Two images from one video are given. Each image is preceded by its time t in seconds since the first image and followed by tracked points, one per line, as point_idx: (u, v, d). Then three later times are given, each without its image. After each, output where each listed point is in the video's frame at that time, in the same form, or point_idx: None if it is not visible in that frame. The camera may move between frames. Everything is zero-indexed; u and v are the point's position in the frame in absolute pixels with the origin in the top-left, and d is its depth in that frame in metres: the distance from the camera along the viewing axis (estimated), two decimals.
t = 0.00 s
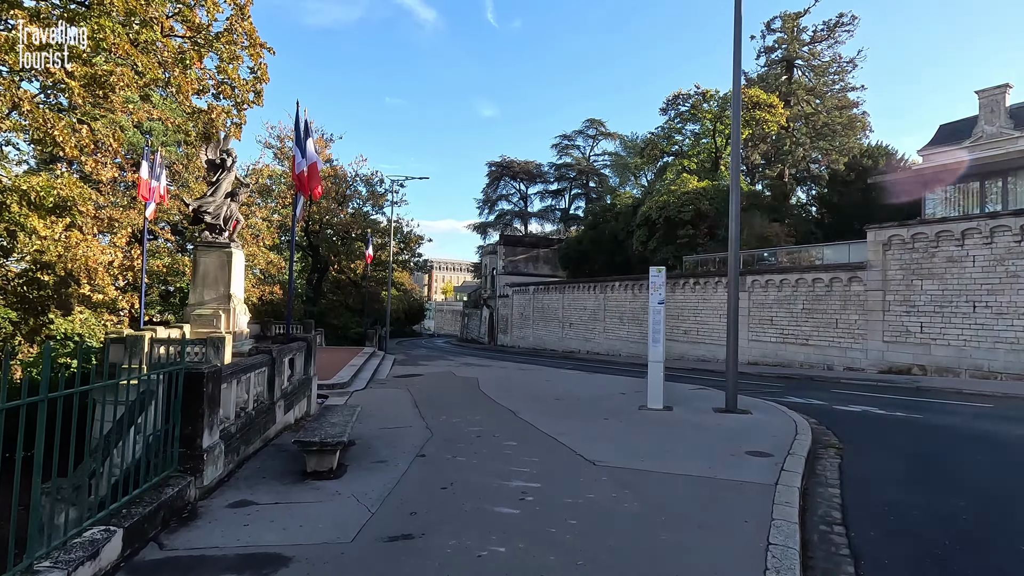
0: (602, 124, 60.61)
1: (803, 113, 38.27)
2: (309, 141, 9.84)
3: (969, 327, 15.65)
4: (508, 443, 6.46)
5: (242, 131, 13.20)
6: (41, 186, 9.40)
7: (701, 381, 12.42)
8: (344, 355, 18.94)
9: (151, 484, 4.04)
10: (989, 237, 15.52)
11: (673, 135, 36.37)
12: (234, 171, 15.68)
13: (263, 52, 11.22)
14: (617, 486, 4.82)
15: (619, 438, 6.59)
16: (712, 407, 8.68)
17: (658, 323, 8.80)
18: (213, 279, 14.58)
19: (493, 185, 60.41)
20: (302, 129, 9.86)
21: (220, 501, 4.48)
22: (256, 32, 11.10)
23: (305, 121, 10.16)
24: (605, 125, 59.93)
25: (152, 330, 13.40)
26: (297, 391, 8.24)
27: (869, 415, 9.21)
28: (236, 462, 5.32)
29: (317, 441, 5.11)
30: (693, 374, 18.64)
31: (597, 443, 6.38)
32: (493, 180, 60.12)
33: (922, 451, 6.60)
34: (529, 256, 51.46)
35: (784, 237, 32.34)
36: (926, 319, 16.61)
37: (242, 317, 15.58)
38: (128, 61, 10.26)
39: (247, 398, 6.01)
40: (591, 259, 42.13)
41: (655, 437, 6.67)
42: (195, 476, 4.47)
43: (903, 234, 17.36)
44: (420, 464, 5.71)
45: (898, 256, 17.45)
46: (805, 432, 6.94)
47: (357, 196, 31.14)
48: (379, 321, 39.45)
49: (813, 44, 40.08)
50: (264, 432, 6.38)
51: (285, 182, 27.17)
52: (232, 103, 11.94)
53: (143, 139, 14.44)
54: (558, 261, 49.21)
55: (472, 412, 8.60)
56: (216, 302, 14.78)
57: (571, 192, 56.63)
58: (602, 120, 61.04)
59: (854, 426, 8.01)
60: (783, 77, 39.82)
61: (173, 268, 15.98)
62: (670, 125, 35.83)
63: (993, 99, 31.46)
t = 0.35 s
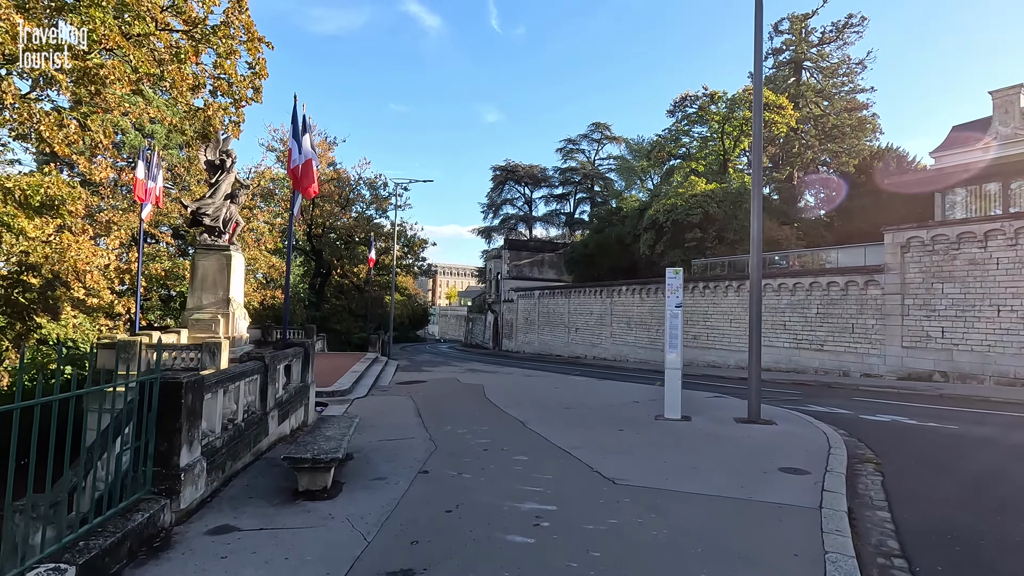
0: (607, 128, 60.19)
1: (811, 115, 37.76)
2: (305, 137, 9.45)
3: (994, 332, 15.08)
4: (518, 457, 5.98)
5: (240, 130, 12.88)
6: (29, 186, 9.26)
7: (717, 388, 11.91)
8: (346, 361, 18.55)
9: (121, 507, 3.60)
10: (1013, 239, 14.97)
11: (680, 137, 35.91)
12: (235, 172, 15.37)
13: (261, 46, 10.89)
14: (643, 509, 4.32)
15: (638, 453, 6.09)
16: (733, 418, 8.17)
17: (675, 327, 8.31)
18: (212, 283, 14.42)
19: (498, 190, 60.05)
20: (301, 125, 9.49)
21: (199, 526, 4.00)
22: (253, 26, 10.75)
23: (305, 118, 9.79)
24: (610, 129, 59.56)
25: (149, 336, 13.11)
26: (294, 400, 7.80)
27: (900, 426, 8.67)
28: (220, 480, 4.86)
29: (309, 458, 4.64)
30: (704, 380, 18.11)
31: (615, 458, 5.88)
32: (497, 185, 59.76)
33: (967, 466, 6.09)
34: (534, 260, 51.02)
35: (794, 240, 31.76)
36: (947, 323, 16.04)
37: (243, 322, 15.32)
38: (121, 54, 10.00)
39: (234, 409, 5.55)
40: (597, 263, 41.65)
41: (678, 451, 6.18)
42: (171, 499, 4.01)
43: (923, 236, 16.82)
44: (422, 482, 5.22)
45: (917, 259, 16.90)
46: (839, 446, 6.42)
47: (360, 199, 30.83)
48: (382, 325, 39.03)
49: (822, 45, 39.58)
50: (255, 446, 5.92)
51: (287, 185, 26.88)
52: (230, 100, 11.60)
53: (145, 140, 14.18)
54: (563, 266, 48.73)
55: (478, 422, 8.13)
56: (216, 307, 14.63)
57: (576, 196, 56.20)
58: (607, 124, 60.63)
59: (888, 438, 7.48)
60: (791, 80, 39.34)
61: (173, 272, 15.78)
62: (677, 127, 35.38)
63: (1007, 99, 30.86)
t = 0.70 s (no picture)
0: (610, 133, 59.92)
1: (817, 119, 37.36)
2: (299, 135, 8.99)
3: (1014, 339, 14.55)
4: (526, 476, 5.49)
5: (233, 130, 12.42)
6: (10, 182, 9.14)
7: (730, 398, 11.41)
8: (345, 368, 18.15)
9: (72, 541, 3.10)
10: None
11: (684, 141, 35.57)
12: (230, 174, 15.05)
13: (254, 41, 10.47)
14: (669, 540, 3.83)
15: (655, 472, 5.59)
16: (752, 431, 7.69)
17: (689, 334, 7.82)
18: (206, 287, 14.25)
19: (500, 195, 59.72)
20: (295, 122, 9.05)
21: (164, 562, 3.53)
22: (247, 19, 10.29)
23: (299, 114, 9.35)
24: (613, 134, 59.23)
25: (143, 342, 12.93)
26: (285, 412, 7.33)
27: (930, 439, 8.15)
28: (196, 504, 4.39)
29: (293, 481, 4.16)
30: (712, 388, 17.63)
31: (631, 478, 5.39)
32: (499, 190, 59.44)
33: (1015, 485, 5.58)
34: (536, 266, 50.60)
35: (800, 245, 31.26)
36: (965, 330, 15.52)
37: (238, 328, 15.03)
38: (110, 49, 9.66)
39: (214, 424, 5.05)
40: (600, 268, 41.17)
41: (698, 469, 5.67)
42: (134, 530, 3.53)
43: (938, 240, 16.33)
44: (421, 505, 4.74)
45: (932, 263, 16.41)
46: (873, 463, 5.92)
47: (361, 204, 30.49)
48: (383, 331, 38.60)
49: (826, 49, 39.23)
50: (237, 463, 5.43)
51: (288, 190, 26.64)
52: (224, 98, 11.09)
53: (142, 143, 14.07)
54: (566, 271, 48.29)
55: (481, 435, 7.63)
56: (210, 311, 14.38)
57: (578, 202, 55.83)
58: (609, 129, 60.34)
59: (921, 454, 6.96)
60: (796, 83, 38.95)
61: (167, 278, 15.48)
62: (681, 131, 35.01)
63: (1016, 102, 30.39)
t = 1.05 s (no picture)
0: (605, 134, 59.59)
1: (813, 121, 37.15)
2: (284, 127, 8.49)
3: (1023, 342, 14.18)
4: (527, 494, 5.00)
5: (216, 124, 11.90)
6: None
7: (736, 403, 10.96)
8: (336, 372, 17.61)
9: None
10: None
11: (681, 142, 35.28)
12: (216, 170, 14.48)
13: (237, 29, 9.95)
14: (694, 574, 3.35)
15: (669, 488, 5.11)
16: (765, 441, 7.23)
17: (699, 337, 7.37)
18: (190, 289, 13.62)
19: (495, 197, 59.27)
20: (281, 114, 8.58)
21: None
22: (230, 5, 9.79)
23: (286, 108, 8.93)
24: (608, 136, 58.86)
25: (122, 345, 12.38)
26: (265, 422, 6.80)
27: (952, 448, 7.71)
28: (155, 531, 3.87)
29: (264, 507, 3.64)
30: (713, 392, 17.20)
31: (643, 497, 4.91)
32: (494, 192, 58.98)
33: None
34: (531, 268, 50.14)
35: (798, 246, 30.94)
36: (972, 332, 15.16)
37: (225, 331, 14.50)
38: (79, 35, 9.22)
39: (180, 439, 4.52)
40: (596, 271, 40.73)
41: (715, 485, 5.21)
42: (72, 571, 3.00)
43: (944, 240, 15.98)
44: (411, 529, 4.23)
45: (938, 264, 16.06)
46: (902, 477, 5.46)
47: (353, 204, 29.94)
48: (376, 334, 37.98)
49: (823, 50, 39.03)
50: (209, 480, 4.90)
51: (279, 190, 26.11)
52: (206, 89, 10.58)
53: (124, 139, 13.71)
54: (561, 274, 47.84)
55: (478, 446, 7.13)
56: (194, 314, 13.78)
57: (574, 204, 55.45)
58: (604, 131, 60.02)
59: (947, 465, 6.52)
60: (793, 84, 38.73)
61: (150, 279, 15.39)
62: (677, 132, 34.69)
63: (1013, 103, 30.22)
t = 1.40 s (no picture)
0: (602, 135, 59.29)
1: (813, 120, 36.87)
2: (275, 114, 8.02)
3: None
4: (535, 509, 4.52)
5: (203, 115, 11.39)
6: None
7: (746, 406, 10.50)
8: (329, 375, 17.13)
9: None
10: None
11: (680, 142, 34.98)
12: (205, 166, 14.06)
13: (224, 14, 9.46)
14: None
15: (691, 502, 4.65)
16: (785, 446, 6.77)
17: (713, 336, 6.92)
18: (178, 288, 13.11)
19: (492, 198, 58.83)
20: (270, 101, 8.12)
21: None
22: None
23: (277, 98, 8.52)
24: (606, 137, 58.53)
25: (106, 346, 11.83)
26: (249, 428, 6.29)
27: (982, 454, 7.26)
28: (111, 557, 3.38)
29: (237, 530, 3.13)
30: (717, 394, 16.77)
31: (663, 511, 4.44)
32: (491, 192, 58.55)
33: None
34: (529, 269, 49.72)
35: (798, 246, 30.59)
36: (983, 332, 14.77)
37: (215, 332, 13.97)
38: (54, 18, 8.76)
39: (145, 448, 4.00)
40: (595, 272, 40.32)
41: (741, 497, 4.75)
42: None
43: (953, 239, 15.61)
44: (406, 550, 3.75)
45: (948, 263, 15.67)
46: (943, 488, 5.01)
47: (349, 204, 29.49)
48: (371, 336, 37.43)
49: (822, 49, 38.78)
50: (181, 495, 4.39)
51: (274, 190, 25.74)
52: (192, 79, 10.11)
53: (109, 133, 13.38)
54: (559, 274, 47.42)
55: (479, 452, 6.66)
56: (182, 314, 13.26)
57: (571, 205, 55.10)
58: (602, 131, 59.70)
59: (983, 473, 6.06)
60: (792, 84, 38.46)
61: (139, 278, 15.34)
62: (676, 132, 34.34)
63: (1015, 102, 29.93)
